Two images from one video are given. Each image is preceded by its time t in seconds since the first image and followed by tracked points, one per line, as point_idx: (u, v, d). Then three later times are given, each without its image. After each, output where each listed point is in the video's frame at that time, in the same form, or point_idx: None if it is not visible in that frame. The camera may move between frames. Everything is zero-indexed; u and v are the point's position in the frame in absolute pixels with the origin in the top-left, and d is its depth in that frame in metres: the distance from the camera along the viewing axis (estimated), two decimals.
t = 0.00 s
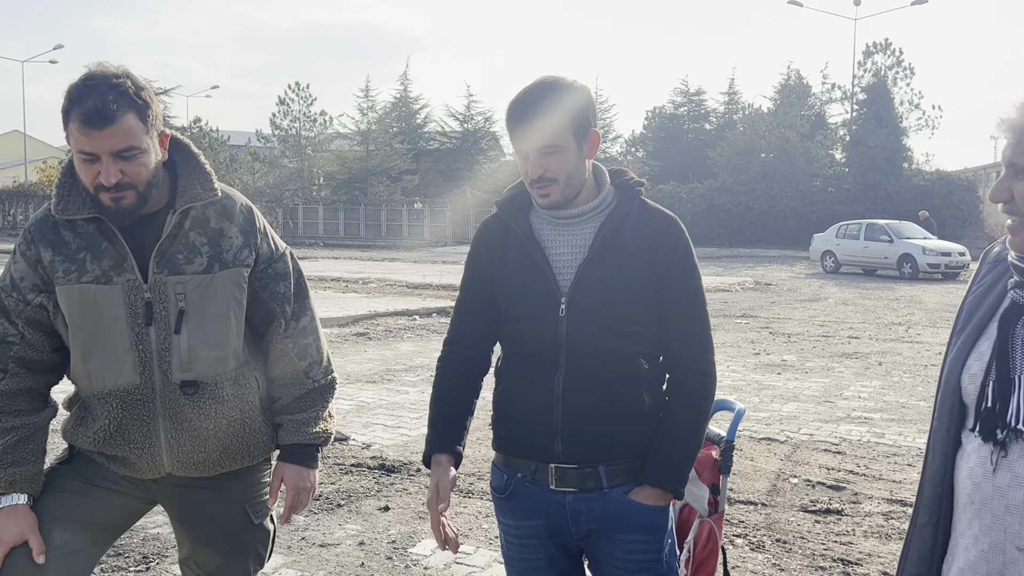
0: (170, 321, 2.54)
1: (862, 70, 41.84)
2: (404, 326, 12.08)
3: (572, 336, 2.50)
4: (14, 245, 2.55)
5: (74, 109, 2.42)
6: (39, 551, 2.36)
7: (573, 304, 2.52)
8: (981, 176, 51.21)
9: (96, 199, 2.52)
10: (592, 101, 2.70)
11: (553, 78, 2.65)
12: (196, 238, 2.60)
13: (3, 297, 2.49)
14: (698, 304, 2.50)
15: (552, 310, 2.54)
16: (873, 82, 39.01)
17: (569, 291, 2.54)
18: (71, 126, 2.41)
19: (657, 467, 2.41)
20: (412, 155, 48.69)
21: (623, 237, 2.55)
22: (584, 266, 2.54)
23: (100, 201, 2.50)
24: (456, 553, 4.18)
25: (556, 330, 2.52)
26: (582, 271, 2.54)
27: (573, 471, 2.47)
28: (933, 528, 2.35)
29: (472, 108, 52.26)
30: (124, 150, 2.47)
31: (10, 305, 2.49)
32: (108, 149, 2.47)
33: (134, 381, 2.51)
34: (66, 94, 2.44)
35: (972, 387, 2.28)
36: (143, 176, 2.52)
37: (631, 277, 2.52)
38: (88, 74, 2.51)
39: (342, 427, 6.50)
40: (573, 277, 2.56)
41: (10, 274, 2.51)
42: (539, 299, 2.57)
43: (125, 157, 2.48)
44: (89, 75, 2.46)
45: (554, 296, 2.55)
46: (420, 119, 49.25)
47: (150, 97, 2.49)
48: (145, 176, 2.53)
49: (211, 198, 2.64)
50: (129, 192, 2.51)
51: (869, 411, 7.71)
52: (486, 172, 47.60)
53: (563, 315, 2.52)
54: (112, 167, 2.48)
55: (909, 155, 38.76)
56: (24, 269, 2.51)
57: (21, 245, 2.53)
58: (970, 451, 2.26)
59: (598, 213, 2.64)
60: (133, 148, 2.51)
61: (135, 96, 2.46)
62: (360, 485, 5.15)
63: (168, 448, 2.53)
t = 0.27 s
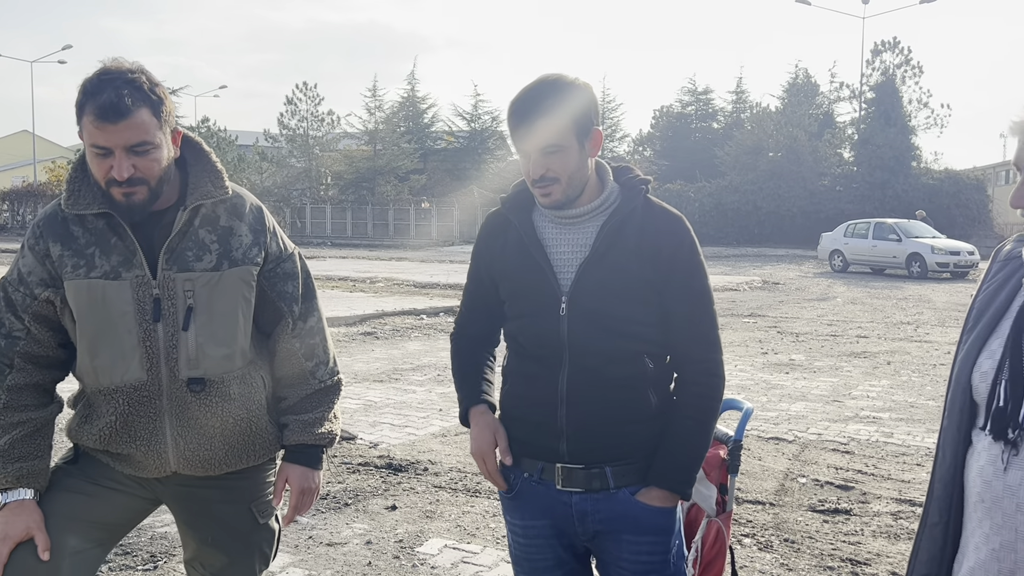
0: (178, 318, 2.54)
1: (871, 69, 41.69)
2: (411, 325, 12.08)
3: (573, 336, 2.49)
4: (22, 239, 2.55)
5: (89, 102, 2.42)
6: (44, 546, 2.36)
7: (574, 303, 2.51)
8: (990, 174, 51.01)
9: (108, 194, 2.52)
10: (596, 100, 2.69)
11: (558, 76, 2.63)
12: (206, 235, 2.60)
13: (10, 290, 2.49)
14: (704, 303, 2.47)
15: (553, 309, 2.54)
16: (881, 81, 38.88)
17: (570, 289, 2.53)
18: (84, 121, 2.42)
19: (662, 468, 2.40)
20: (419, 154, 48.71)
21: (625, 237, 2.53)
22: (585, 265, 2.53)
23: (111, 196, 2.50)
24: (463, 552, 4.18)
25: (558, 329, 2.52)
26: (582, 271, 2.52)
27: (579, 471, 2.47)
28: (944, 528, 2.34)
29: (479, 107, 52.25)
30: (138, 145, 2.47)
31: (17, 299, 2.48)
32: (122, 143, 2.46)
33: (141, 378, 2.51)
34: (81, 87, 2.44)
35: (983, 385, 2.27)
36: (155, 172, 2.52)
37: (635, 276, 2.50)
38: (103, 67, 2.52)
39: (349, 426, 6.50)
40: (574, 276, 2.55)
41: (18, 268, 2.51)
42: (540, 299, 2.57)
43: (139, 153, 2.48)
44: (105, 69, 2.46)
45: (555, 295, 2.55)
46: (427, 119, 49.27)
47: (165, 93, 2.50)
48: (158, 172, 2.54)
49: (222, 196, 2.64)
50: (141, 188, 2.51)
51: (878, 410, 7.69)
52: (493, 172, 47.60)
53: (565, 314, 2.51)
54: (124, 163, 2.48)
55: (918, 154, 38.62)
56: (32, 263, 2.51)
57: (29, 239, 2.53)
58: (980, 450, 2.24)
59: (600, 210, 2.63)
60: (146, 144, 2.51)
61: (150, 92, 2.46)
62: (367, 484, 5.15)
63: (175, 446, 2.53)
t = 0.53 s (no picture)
0: (189, 311, 2.51)
1: (881, 66, 41.49)
2: (420, 323, 12.08)
3: (584, 331, 2.47)
4: (37, 226, 2.54)
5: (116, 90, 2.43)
6: (66, 524, 2.36)
7: (584, 299, 2.49)
8: (1001, 172, 50.71)
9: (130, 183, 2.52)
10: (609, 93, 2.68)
11: (570, 68, 2.60)
12: (222, 228, 2.58)
13: (22, 277, 2.49)
14: (716, 298, 2.44)
15: (564, 304, 2.52)
16: (891, 78, 38.69)
17: (580, 285, 2.51)
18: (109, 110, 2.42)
19: (675, 465, 2.38)
20: (427, 152, 48.72)
21: (634, 231, 2.50)
22: (594, 260, 2.51)
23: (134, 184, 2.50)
24: (473, 550, 4.16)
25: (568, 325, 2.50)
26: (593, 266, 2.50)
27: (589, 468, 2.45)
28: (965, 526, 2.31)
29: (488, 105, 52.19)
30: (164, 135, 2.47)
31: (29, 286, 2.48)
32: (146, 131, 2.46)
33: (150, 369, 2.49)
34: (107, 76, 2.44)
35: (1006, 382, 2.23)
36: (177, 162, 2.52)
37: (646, 271, 2.47)
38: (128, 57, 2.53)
39: (359, 424, 6.50)
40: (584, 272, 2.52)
41: (31, 254, 2.50)
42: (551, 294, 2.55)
43: (163, 142, 2.48)
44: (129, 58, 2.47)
45: (565, 291, 2.53)
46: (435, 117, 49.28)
47: (189, 83, 2.51)
48: (182, 161, 2.54)
49: (239, 190, 2.63)
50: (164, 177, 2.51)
51: (889, 408, 7.64)
52: (502, 170, 47.56)
53: (575, 310, 2.49)
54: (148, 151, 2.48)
55: (929, 151, 38.42)
56: (45, 251, 2.50)
57: (44, 227, 2.52)
58: (1003, 447, 2.21)
59: (609, 206, 2.59)
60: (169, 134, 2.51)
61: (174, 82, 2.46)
62: (377, 481, 5.15)
63: (184, 440, 2.51)
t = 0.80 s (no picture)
0: (203, 305, 2.46)
1: (894, 62, 41.23)
2: (431, 320, 12.07)
3: (606, 330, 2.44)
4: (57, 214, 2.53)
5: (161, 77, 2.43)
6: (84, 497, 2.36)
7: (606, 297, 2.46)
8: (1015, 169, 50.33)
9: (166, 171, 2.50)
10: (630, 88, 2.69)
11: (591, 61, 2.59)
12: (243, 225, 2.53)
13: (41, 263, 2.48)
14: (739, 297, 2.40)
15: (586, 303, 2.49)
16: (904, 74, 38.44)
17: (602, 282, 2.48)
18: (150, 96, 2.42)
19: (698, 464, 2.34)
20: (437, 150, 48.73)
21: (658, 227, 2.47)
22: (616, 258, 2.48)
23: (173, 172, 2.48)
24: (488, 549, 4.14)
25: (590, 323, 2.46)
26: (616, 263, 2.47)
27: (612, 467, 2.41)
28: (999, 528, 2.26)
29: (498, 102, 52.14)
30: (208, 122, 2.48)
31: (46, 272, 2.47)
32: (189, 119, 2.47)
33: (161, 362, 2.43)
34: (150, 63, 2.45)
35: None
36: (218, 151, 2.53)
37: (669, 269, 2.43)
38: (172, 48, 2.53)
39: (371, 421, 6.48)
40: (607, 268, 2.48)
41: (50, 240, 2.48)
42: (573, 293, 2.52)
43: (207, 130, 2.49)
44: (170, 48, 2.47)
45: (587, 288, 2.50)
46: (446, 114, 49.27)
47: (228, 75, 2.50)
48: (220, 151, 2.54)
49: (265, 188, 2.58)
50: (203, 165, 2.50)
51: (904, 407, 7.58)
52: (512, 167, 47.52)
53: (597, 309, 2.46)
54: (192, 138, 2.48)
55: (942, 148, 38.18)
56: (64, 238, 2.49)
57: (65, 214, 2.51)
58: None
59: (633, 200, 2.56)
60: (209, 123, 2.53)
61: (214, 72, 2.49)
62: (390, 479, 5.12)
63: (194, 437, 2.44)
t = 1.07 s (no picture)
0: (220, 295, 2.44)
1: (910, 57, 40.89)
2: (445, 315, 12.05)
3: (630, 323, 2.41)
4: (79, 200, 2.52)
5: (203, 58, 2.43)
6: (95, 490, 2.33)
7: (630, 290, 2.42)
8: None
9: (201, 151, 2.50)
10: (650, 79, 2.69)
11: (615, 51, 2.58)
12: (263, 216, 2.51)
13: (63, 248, 2.47)
14: (765, 287, 2.37)
15: (610, 296, 2.45)
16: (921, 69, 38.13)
17: (627, 275, 2.45)
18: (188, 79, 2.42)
19: (725, 459, 2.31)
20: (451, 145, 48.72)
21: (682, 219, 2.44)
22: (641, 251, 2.45)
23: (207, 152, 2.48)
24: (505, 544, 4.11)
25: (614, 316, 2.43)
26: (641, 255, 2.44)
27: (637, 463, 2.38)
28: None
29: (511, 98, 52.06)
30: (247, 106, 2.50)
31: (68, 257, 2.46)
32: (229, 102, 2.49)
33: (176, 351, 2.40)
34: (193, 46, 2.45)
35: None
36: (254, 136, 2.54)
37: (693, 261, 2.41)
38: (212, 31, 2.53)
39: (386, 416, 6.46)
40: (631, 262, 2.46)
41: (73, 226, 2.47)
42: (596, 286, 2.48)
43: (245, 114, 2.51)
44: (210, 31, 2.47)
45: (611, 282, 2.46)
46: (459, 110, 49.24)
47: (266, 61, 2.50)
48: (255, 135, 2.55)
49: (286, 180, 2.55)
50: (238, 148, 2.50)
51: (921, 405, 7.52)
52: (525, 163, 47.45)
53: (621, 302, 2.43)
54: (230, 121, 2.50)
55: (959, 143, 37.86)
56: (86, 224, 2.48)
57: (88, 200, 2.50)
58: None
59: (658, 190, 2.53)
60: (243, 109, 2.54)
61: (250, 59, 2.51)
62: (406, 474, 5.11)
63: (208, 429, 2.41)
